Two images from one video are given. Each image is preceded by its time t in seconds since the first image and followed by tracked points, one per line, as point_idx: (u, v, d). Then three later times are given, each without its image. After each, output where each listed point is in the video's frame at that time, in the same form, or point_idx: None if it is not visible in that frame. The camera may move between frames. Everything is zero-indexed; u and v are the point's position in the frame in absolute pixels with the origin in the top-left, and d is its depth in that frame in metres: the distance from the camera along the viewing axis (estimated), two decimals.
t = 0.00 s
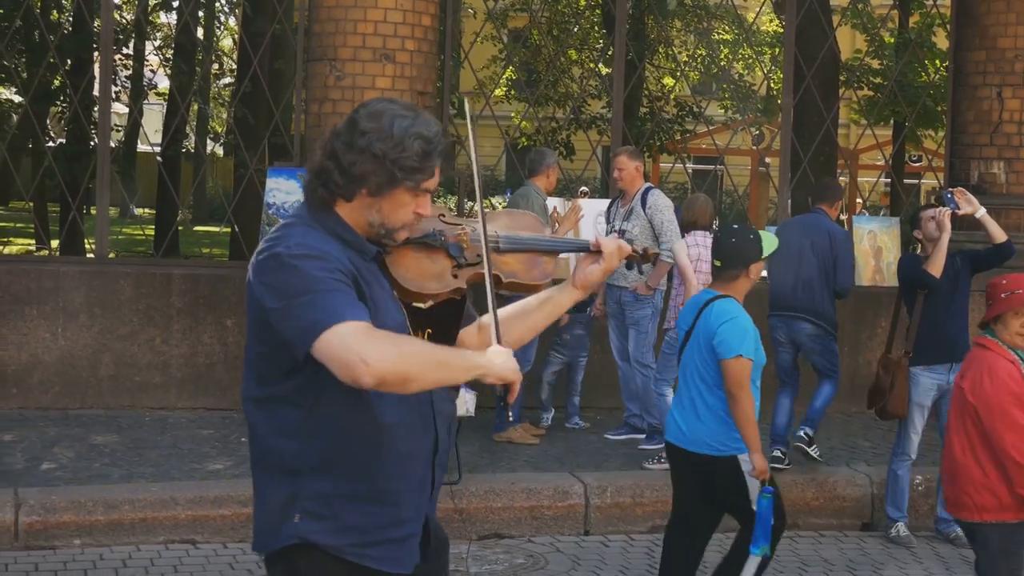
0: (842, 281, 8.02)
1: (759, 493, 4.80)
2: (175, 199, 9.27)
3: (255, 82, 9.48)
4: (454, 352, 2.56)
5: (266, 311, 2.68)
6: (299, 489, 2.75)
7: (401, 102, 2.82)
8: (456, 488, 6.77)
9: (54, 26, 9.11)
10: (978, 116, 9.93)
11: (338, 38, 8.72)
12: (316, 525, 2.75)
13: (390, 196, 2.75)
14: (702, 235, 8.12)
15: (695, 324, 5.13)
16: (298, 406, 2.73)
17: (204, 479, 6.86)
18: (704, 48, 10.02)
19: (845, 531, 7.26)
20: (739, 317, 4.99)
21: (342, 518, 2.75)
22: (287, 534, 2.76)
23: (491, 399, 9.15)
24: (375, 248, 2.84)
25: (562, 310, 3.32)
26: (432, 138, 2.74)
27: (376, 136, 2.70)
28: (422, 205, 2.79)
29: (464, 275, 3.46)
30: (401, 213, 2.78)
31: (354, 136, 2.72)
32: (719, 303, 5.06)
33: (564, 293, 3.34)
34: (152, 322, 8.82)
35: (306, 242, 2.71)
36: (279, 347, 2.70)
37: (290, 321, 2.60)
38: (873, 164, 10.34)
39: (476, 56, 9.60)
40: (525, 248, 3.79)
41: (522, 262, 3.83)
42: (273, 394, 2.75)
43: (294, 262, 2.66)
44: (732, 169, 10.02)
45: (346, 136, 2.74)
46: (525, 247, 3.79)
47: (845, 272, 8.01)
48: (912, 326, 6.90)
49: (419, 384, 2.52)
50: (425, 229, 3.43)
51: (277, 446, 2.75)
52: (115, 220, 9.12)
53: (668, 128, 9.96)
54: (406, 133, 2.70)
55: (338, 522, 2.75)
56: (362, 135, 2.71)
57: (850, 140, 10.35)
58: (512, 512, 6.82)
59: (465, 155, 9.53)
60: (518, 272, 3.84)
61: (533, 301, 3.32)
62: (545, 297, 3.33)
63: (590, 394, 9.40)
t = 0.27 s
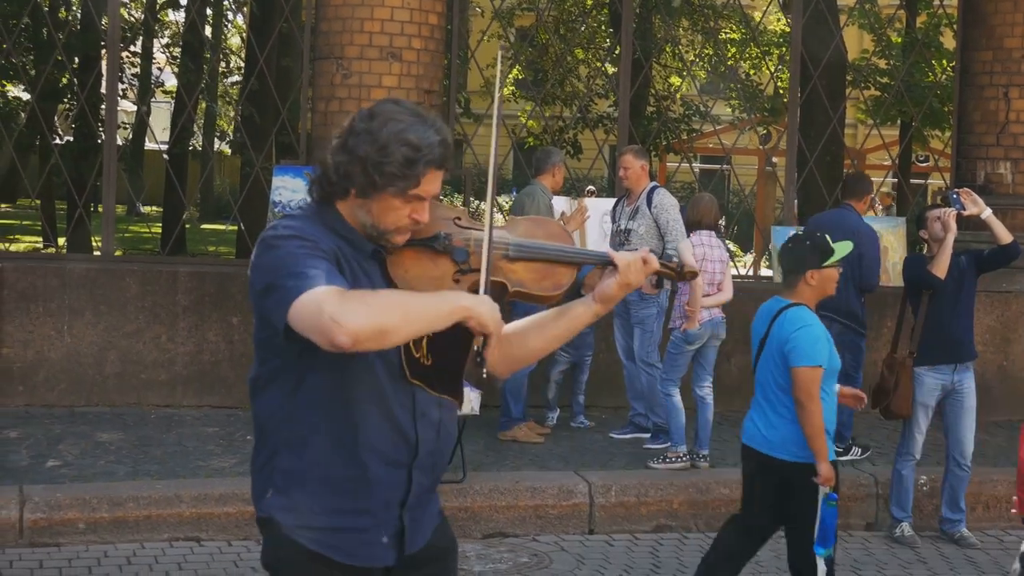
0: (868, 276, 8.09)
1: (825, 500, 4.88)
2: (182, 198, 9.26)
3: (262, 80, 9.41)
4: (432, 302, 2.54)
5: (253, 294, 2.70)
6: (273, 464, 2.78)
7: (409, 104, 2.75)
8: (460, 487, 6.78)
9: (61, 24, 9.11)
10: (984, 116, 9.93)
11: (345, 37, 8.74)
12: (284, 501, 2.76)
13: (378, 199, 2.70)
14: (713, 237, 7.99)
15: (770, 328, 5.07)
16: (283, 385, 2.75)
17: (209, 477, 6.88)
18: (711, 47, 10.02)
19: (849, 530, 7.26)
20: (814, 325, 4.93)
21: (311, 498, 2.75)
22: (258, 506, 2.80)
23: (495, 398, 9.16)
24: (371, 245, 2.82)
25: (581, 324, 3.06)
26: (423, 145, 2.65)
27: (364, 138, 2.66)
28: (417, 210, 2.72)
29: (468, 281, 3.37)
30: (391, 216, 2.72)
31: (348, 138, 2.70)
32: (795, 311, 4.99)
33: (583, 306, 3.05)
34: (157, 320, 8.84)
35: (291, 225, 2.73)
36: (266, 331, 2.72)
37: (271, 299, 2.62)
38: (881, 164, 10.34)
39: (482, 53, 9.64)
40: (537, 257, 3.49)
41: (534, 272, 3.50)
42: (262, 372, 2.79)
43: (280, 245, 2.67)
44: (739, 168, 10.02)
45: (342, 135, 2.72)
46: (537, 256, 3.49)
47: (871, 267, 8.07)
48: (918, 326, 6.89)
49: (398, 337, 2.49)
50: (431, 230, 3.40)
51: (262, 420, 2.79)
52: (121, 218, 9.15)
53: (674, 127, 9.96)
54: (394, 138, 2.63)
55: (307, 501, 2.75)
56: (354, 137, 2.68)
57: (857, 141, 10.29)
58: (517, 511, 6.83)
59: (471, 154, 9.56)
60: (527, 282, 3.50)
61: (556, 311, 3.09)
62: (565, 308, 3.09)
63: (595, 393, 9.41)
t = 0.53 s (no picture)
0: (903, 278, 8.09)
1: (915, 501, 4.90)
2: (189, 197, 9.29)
3: (269, 77, 9.43)
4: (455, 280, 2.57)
5: (267, 296, 2.72)
6: (283, 462, 2.77)
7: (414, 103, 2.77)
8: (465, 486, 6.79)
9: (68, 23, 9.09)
10: (991, 116, 9.91)
11: (351, 36, 8.75)
12: (295, 501, 2.75)
13: (385, 196, 2.70)
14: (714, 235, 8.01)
15: (863, 327, 5.04)
16: (293, 384, 2.76)
17: (215, 476, 6.90)
18: (718, 47, 10.05)
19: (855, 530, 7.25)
20: (909, 326, 4.92)
21: (322, 497, 2.74)
22: (267, 506, 2.78)
23: (501, 397, 9.17)
24: (377, 243, 2.83)
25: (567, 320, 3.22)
26: (429, 142, 2.66)
27: (370, 135, 2.67)
28: (422, 208, 2.73)
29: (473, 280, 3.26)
30: (397, 214, 2.72)
31: (354, 135, 2.70)
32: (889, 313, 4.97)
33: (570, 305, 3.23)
34: (164, 319, 8.86)
35: (304, 225, 2.74)
36: (276, 330, 2.73)
37: (290, 303, 2.64)
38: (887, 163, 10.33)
39: (489, 52, 9.63)
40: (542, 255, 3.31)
41: (539, 269, 3.29)
42: (272, 370, 2.79)
43: (293, 246, 2.69)
44: (746, 168, 9.97)
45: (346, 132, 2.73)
46: (542, 253, 3.31)
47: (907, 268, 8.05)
48: (922, 325, 6.85)
49: (431, 327, 2.54)
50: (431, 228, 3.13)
51: (271, 420, 2.79)
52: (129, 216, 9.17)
53: (680, 127, 9.96)
54: (400, 135, 2.65)
55: (317, 501, 2.74)
56: (361, 133, 2.69)
57: (865, 140, 10.33)
58: (522, 510, 6.84)
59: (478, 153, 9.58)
60: (532, 278, 3.28)
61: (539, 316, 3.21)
62: (547, 310, 3.24)
63: (601, 392, 9.41)
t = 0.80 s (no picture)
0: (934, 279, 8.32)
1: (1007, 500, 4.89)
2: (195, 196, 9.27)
3: (274, 75, 9.51)
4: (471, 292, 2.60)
5: (279, 300, 2.72)
6: (303, 472, 2.77)
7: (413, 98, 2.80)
8: (471, 484, 6.80)
9: (73, 22, 9.11)
10: (997, 115, 9.89)
11: (357, 34, 8.76)
12: (316, 509, 2.75)
13: (394, 190, 2.73)
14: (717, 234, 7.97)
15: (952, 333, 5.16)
16: (306, 391, 2.75)
17: (221, 474, 6.90)
18: (724, 46, 10.04)
19: (860, 529, 7.25)
20: (993, 326, 5.04)
21: (342, 503, 2.75)
22: (289, 517, 2.78)
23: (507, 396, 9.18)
24: (382, 240, 2.84)
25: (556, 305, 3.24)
26: (436, 133, 2.72)
27: (379, 131, 2.70)
28: (428, 201, 2.76)
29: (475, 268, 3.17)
30: (405, 207, 2.75)
31: (360, 131, 2.72)
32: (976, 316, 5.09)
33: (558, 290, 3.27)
34: (169, 317, 8.87)
35: (314, 228, 2.74)
36: (286, 335, 2.73)
37: (304, 309, 2.64)
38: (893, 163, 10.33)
39: (494, 51, 9.62)
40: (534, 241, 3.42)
41: (532, 254, 3.38)
42: (282, 378, 2.78)
43: (302, 249, 2.70)
44: (751, 167, 10.00)
45: (349, 131, 2.74)
46: (534, 240, 3.43)
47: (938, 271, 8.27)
48: (926, 324, 6.85)
49: (448, 340, 2.56)
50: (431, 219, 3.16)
51: (285, 429, 2.78)
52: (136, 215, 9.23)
53: (685, 126, 9.95)
54: (409, 129, 2.69)
55: (338, 507, 2.76)
56: (366, 129, 2.71)
57: (871, 140, 10.28)
58: (527, 509, 6.84)
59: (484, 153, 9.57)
60: (528, 264, 3.37)
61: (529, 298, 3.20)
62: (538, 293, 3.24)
63: (607, 391, 9.41)
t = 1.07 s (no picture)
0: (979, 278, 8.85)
1: None
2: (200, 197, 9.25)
3: (278, 77, 9.47)
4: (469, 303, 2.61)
5: (278, 306, 2.73)
6: (312, 481, 2.78)
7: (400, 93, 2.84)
8: (476, 483, 6.80)
9: (77, 25, 9.15)
10: (1001, 112, 9.87)
11: (360, 34, 8.76)
12: (327, 516, 2.77)
13: (389, 184, 2.75)
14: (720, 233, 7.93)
15: None
16: (309, 399, 2.76)
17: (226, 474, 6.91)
18: (728, 45, 10.01)
19: (866, 526, 7.25)
20: None
21: (352, 510, 2.77)
22: (302, 526, 2.79)
23: (512, 395, 9.18)
24: (376, 238, 2.84)
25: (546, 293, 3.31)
26: (428, 123, 2.76)
27: (372, 125, 2.72)
28: (422, 192, 2.78)
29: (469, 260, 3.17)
30: (401, 200, 2.78)
31: (350, 126, 2.74)
32: None
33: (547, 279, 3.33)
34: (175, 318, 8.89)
35: (311, 232, 2.74)
36: (285, 337, 2.73)
37: (303, 315, 2.65)
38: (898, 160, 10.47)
39: (498, 51, 9.59)
40: (523, 229, 3.47)
41: (522, 243, 3.45)
42: (285, 386, 2.79)
43: (298, 254, 2.71)
44: (756, 165, 9.98)
45: (340, 129, 2.76)
46: (523, 228, 3.48)
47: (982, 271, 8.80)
48: (929, 321, 6.85)
49: (445, 349, 2.58)
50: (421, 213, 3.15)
51: (291, 438, 2.79)
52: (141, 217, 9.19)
53: (690, 124, 10.00)
54: (403, 120, 2.72)
55: (347, 513, 2.77)
56: (358, 124, 2.73)
57: (877, 137, 10.41)
58: (533, 508, 6.84)
59: (489, 153, 9.54)
60: (520, 255, 3.44)
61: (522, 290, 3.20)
62: (528, 284, 3.32)
63: (612, 390, 9.41)
